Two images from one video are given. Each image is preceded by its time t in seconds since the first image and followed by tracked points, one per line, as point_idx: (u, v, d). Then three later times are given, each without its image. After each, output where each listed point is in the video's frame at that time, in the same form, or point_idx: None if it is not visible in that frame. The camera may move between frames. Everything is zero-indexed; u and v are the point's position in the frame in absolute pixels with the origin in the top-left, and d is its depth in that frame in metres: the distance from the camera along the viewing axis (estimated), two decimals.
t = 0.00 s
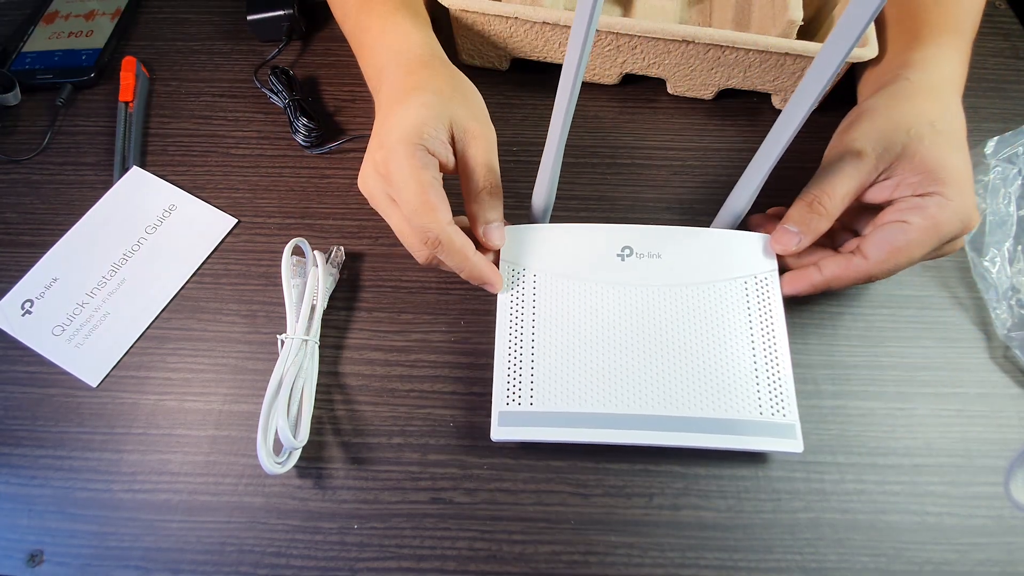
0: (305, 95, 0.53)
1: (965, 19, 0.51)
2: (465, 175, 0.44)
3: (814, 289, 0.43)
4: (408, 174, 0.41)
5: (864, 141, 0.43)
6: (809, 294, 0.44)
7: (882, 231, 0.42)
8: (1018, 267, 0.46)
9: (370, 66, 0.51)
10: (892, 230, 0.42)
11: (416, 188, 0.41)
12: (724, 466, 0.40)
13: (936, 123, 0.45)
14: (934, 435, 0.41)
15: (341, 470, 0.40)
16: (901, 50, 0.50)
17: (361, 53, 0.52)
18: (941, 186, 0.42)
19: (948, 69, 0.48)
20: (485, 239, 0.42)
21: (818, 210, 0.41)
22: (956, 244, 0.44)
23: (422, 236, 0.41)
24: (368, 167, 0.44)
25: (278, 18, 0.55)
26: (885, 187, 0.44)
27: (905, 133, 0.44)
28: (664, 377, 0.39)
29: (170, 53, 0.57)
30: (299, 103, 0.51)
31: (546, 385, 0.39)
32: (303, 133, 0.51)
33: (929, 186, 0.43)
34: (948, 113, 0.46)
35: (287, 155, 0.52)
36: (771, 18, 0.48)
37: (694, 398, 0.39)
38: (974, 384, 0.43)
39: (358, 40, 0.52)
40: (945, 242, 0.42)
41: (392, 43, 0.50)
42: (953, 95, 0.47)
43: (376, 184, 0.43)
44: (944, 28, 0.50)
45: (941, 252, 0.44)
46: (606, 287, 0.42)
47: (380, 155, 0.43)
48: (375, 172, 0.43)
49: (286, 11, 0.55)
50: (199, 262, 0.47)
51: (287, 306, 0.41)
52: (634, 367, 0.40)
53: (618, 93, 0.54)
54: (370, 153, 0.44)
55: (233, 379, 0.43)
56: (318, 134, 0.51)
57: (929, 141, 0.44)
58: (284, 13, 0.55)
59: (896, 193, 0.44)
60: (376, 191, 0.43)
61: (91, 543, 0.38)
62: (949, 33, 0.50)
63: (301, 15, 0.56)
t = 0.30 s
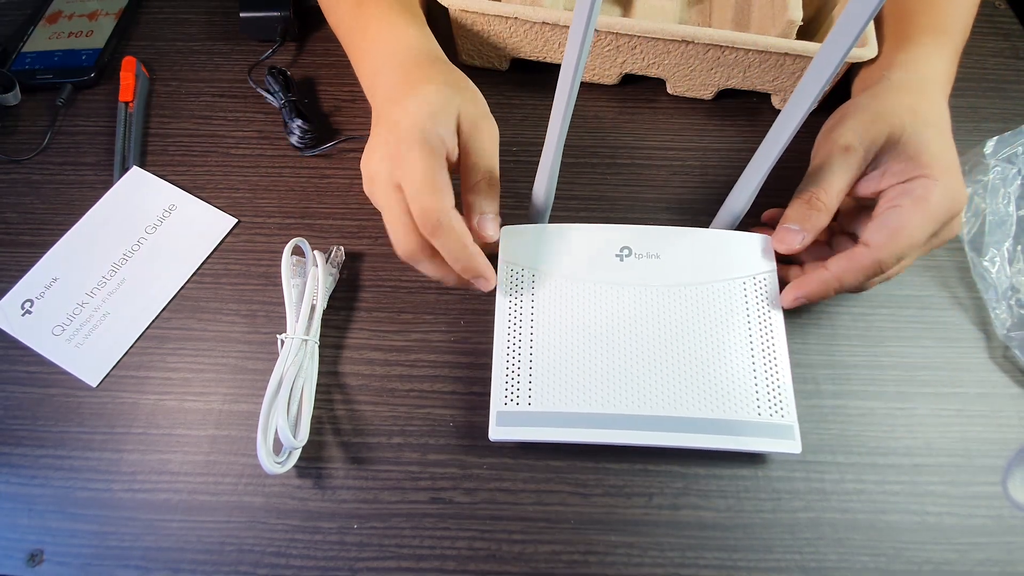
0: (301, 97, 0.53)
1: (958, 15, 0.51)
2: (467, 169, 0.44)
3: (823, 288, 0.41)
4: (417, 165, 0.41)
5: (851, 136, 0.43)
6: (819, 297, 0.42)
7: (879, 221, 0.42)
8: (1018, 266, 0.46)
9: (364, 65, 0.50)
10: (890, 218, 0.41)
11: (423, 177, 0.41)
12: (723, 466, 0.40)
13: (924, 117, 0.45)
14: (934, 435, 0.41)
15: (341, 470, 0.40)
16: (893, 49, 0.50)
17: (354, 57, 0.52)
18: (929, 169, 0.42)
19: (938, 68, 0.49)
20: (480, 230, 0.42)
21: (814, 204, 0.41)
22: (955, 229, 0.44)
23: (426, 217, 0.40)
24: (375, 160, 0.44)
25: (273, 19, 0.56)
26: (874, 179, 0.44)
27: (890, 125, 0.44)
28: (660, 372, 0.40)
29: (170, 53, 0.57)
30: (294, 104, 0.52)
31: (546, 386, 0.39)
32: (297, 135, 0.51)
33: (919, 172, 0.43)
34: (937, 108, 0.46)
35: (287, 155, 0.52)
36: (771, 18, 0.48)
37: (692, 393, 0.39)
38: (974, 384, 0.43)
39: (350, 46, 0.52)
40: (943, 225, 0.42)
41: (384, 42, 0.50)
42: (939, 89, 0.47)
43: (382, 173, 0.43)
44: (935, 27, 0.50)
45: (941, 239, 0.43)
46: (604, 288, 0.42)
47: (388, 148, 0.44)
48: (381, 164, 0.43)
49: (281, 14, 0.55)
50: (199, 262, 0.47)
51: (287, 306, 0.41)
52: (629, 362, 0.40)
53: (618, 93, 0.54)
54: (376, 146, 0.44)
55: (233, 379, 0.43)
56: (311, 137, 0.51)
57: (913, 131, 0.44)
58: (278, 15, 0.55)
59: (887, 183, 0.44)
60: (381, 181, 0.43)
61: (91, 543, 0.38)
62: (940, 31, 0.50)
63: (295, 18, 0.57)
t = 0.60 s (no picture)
0: (293, 100, 0.53)
1: (954, 18, 0.52)
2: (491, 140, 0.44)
3: (828, 241, 0.40)
4: (456, 131, 0.40)
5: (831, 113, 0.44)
6: (824, 257, 0.40)
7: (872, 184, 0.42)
8: (1018, 266, 0.46)
9: (361, 65, 0.50)
10: (886, 177, 0.41)
11: (462, 132, 0.40)
12: (723, 466, 0.40)
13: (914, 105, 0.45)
14: (934, 435, 0.41)
15: (341, 470, 0.40)
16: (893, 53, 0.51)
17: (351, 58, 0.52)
18: (914, 132, 0.43)
19: (935, 68, 0.49)
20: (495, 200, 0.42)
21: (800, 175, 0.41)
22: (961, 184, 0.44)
23: (467, 156, 0.40)
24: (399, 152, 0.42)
25: (266, 19, 0.55)
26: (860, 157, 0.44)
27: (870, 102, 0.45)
28: (658, 369, 0.40)
29: (171, 54, 0.57)
30: (282, 105, 0.52)
31: (547, 387, 0.39)
32: (286, 137, 0.51)
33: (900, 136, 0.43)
34: (931, 102, 0.46)
35: (287, 155, 0.52)
36: (771, 18, 0.48)
37: (692, 390, 0.39)
38: (974, 384, 0.43)
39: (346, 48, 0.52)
40: (945, 180, 0.42)
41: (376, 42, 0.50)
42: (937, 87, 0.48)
43: (412, 158, 0.41)
44: (932, 31, 0.51)
45: (953, 201, 0.43)
46: (604, 288, 0.42)
47: (412, 135, 0.42)
48: (409, 151, 0.41)
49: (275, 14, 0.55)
50: (198, 262, 0.47)
51: (287, 306, 0.41)
52: (627, 359, 0.40)
53: (618, 93, 0.54)
54: (400, 133, 0.42)
55: (233, 378, 0.43)
56: (300, 139, 0.51)
57: (897, 104, 0.44)
58: (272, 15, 0.55)
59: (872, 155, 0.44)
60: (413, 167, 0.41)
61: (91, 543, 0.38)
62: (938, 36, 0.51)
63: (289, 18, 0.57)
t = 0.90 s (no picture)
0: (293, 100, 0.53)
1: (954, 19, 0.52)
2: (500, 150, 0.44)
3: (789, 234, 0.41)
4: (476, 154, 0.39)
5: (814, 130, 0.46)
6: (786, 252, 0.42)
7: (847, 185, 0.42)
8: (1018, 266, 0.46)
9: (363, 68, 0.51)
10: (860, 179, 0.42)
11: (481, 154, 0.39)
12: (724, 466, 0.40)
13: (906, 111, 0.46)
14: (934, 435, 0.41)
15: (341, 470, 0.40)
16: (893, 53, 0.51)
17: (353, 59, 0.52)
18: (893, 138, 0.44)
19: (931, 71, 0.49)
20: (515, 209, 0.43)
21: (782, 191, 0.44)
22: (947, 185, 0.43)
23: (489, 180, 0.39)
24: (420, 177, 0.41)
25: (265, 19, 0.55)
26: (845, 167, 0.46)
27: (856, 113, 0.46)
28: (658, 368, 0.40)
29: (170, 54, 0.57)
30: (282, 105, 0.52)
31: (547, 386, 0.39)
32: (286, 137, 0.51)
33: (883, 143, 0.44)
34: (924, 106, 0.47)
35: (287, 155, 0.52)
36: (771, 18, 0.48)
37: (691, 389, 0.39)
38: (974, 383, 0.43)
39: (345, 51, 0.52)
40: (926, 182, 0.42)
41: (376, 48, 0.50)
42: (933, 91, 0.48)
43: (434, 184, 0.40)
44: (929, 33, 0.51)
45: (936, 202, 0.43)
46: (603, 288, 0.42)
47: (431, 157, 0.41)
48: (431, 177, 0.40)
49: (274, 15, 0.55)
50: (198, 262, 0.47)
51: (287, 306, 0.41)
52: (626, 358, 0.40)
53: (618, 93, 0.54)
54: (419, 157, 0.42)
55: (233, 378, 0.43)
56: (301, 139, 0.51)
57: (880, 111, 0.45)
58: (271, 15, 0.55)
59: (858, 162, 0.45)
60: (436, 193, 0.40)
61: (91, 543, 0.38)
62: (938, 37, 0.51)
63: (288, 18, 0.57)
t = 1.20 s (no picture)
0: (293, 100, 0.53)
1: (954, 18, 0.52)
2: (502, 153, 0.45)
3: (846, 254, 0.41)
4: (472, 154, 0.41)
5: (807, 130, 0.46)
6: (848, 276, 0.41)
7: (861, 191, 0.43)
8: (1018, 267, 0.46)
9: (365, 68, 0.51)
10: (872, 182, 0.42)
11: (478, 153, 0.41)
12: (724, 466, 0.40)
13: (901, 112, 0.46)
14: (934, 435, 0.41)
15: (341, 470, 0.40)
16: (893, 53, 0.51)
17: (353, 59, 0.52)
18: (889, 137, 0.44)
19: (927, 71, 0.49)
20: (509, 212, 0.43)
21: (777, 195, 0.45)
22: (942, 184, 0.44)
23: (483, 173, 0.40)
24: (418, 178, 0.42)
25: (264, 20, 0.55)
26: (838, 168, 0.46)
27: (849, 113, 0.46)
28: (659, 367, 0.40)
29: (170, 53, 0.57)
30: (282, 105, 0.52)
31: (547, 386, 0.39)
32: (286, 137, 0.51)
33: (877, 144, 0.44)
34: (919, 106, 0.47)
35: (287, 155, 0.52)
36: (771, 18, 0.48)
37: (692, 389, 0.39)
38: (974, 383, 0.43)
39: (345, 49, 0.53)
40: (924, 182, 0.42)
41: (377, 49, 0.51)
42: (930, 91, 0.48)
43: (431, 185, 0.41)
44: (927, 33, 0.51)
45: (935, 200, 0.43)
46: (603, 288, 0.42)
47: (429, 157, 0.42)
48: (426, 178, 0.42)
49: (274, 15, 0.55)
50: (198, 262, 0.47)
51: (287, 306, 0.41)
52: (627, 358, 0.40)
53: (618, 93, 0.54)
54: (417, 158, 0.43)
55: (233, 378, 0.43)
56: (301, 139, 0.51)
57: (872, 112, 0.46)
58: (270, 15, 0.55)
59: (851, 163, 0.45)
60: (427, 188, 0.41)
61: (91, 542, 0.38)
62: (937, 37, 0.51)
63: (288, 18, 0.57)
